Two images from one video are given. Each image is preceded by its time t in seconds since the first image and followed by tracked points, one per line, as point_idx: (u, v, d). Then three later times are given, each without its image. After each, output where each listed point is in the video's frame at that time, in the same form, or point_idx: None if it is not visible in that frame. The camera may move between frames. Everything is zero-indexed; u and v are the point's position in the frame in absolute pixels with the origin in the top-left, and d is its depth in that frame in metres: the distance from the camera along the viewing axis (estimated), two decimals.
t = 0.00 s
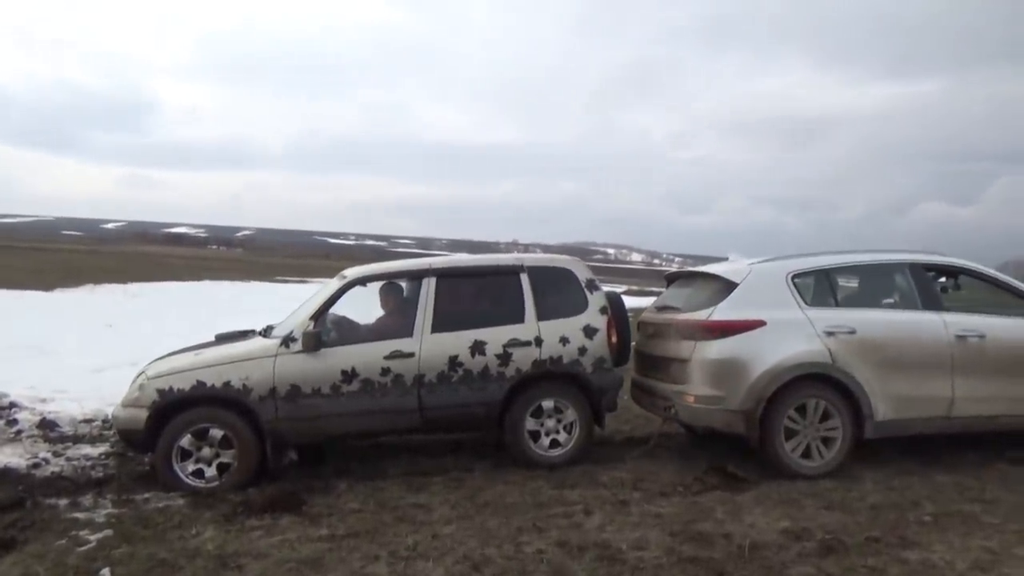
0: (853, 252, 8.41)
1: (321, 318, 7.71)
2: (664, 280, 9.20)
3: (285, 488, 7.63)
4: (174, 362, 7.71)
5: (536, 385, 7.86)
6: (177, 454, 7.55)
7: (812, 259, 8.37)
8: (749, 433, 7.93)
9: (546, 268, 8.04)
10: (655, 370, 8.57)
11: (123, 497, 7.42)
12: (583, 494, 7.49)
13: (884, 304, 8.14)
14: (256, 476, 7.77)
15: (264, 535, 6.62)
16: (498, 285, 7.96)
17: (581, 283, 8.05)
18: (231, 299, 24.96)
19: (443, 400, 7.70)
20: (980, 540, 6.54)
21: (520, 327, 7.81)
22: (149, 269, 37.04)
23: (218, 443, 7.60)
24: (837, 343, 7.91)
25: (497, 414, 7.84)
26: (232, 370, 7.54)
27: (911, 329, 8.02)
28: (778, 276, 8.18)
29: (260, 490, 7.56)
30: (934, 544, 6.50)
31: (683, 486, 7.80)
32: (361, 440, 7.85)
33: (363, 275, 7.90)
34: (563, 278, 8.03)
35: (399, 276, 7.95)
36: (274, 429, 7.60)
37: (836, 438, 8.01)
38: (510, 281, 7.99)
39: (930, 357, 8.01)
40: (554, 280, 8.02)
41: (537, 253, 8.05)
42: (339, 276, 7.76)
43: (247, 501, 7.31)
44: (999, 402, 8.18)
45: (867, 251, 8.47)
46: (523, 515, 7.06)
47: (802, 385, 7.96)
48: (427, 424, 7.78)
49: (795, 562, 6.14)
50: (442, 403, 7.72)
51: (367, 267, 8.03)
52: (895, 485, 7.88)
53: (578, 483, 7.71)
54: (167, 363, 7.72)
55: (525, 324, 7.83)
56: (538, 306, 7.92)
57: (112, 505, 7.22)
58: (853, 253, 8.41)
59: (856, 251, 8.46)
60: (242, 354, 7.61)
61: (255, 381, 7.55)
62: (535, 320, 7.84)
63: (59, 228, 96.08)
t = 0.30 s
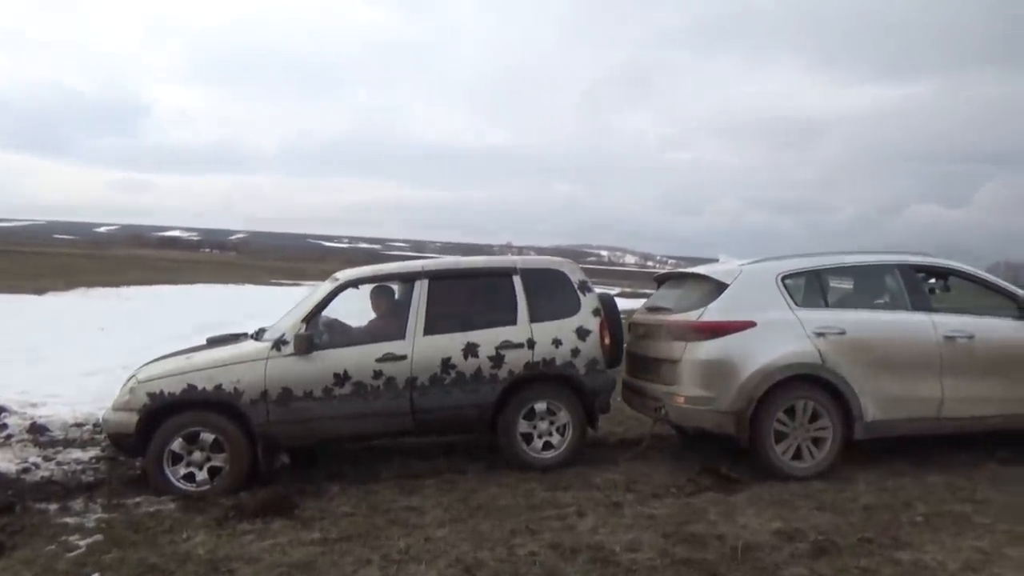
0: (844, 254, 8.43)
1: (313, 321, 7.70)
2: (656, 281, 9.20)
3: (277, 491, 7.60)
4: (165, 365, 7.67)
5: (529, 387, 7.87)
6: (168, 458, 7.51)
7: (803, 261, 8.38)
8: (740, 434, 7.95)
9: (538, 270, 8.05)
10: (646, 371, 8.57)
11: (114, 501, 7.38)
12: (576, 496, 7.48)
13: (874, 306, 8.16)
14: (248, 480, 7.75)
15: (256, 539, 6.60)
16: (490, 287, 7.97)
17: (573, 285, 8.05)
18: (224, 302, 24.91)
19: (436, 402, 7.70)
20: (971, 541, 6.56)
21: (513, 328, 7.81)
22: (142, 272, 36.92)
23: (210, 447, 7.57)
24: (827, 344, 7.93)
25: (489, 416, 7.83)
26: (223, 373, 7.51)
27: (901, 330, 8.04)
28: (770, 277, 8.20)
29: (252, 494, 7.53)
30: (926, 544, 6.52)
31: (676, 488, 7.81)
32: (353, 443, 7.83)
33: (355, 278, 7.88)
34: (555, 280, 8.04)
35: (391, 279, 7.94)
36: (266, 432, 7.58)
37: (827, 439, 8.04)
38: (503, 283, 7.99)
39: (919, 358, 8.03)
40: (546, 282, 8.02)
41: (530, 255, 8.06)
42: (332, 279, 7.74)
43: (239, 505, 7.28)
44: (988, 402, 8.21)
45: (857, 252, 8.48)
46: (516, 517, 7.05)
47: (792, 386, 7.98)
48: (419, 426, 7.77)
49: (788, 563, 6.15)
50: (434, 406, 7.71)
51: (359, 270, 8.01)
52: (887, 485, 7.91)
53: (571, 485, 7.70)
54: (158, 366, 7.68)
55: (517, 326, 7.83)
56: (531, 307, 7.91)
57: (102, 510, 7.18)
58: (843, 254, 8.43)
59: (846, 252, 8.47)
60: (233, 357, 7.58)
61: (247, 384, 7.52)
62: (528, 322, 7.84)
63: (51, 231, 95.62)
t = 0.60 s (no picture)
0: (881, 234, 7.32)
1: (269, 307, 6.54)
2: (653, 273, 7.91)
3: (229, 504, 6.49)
4: (97, 360, 6.60)
5: (522, 383, 6.73)
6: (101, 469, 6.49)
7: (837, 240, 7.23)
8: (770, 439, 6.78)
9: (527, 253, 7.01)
10: (649, 373, 7.20)
11: (32, 511, 6.17)
12: (582, 498, 6.30)
13: (921, 290, 7.06)
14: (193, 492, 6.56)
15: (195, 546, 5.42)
16: (473, 270, 6.91)
17: (569, 282, 6.94)
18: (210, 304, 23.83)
19: (414, 402, 6.57)
20: None
21: (501, 316, 6.74)
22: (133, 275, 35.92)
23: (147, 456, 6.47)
24: (872, 333, 6.77)
25: (476, 417, 6.71)
26: (161, 369, 6.31)
27: (957, 317, 6.93)
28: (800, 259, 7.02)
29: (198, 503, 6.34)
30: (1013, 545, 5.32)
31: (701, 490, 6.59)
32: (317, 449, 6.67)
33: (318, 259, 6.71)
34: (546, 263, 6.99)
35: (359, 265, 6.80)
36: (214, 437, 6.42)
37: (868, 442, 6.93)
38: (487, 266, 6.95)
39: (979, 348, 6.91)
40: (537, 265, 6.97)
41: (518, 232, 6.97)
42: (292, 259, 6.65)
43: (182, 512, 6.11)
44: None
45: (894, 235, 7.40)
46: (510, 517, 5.88)
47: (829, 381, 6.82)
48: (395, 429, 6.62)
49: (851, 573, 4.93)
50: (411, 406, 6.58)
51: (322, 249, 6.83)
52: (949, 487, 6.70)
53: (577, 490, 6.49)
54: (89, 362, 6.64)
55: (503, 320, 6.72)
56: (522, 292, 6.84)
57: (15, 519, 5.97)
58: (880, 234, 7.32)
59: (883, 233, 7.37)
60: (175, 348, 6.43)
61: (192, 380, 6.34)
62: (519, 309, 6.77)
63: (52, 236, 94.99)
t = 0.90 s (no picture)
0: (927, 217, 6.37)
1: (222, 309, 5.81)
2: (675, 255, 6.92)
3: (179, 531, 5.72)
4: (32, 368, 5.86)
5: (509, 394, 5.93)
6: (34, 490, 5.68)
7: (876, 225, 6.28)
8: (788, 457, 6.03)
9: (521, 237, 6.06)
10: (655, 374, 6.47)
11: None
12: (577, 537, 5.49)
13: (967, 286, 6.19)
14: (143, 517, 5.91)
15: None
16: (457, 261, 5.99)
17: (568, 262, 6.04)
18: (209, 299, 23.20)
19: (387, 415, 5.86)
20: None
21: (487, 317, 5.89)
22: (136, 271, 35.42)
23: (89, 475, 5.73)
24: (905, 337, 5.99)
25: (456, 433, 5.94)
26: (105, 379, 5.69)
27: (1004, 321, 6.11)
28: (833, 246, 6.11)
29: (145, 536, 5.68)
30: None
31: (712, 525, 5.81)
32: (278, 469, 5.95)
33: (278, 250, 5.90)
34: (543, 251, 6.05)
35: (325, 251, 5.92)
36: (163, 455, 5.77)
37: (903, 462, 6.10)
38: (473, 255, 6.01)
39: None
40: (531, 254, 6.04)
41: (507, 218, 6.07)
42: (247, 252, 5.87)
43: (126, 550, 5.44)
44: None
45: (944, 215, 6.42)
46: (492, 567, 5.08)
47: (857, 392, 6.03)
48: (364, 447, 5.90)
49: None
50: (383, 420, 5.86)
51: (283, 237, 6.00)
52: (990, 524, 5.92)
53: (571, 522, 5.72)
54: (24, 368, 5.88)
55: (492, 315, 5.89)
56: (511, 289, 5.97)
57: None
58: (926, 217, 6.37)
59: (929, 214, 6.41)
60: (118, 357, 5.75)
61: (139, 393, 5.71)
62: (507, 308, 5.92)
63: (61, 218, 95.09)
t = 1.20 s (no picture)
0: (972, 204, 5.58)
1: (163, 310, 5.05)
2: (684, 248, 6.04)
3: (112, 565, 4.92)
4: None
5: (493, 408, 5.16)
6: None
7: (914, 213, 5.48)
8: (815, 481, 5.23)
9: (507, 228, 5.27)
10: (659, 385, 5.64)
11: None
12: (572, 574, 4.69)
13: (1019, 284, 5.40)
14: (72, 549, 5.12)
15: None
16: (433, 255, 5.21)
17: (561, 255, 5.25)
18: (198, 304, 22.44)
19: (353, 432, 5.09)
20: None
21: (468, 320, 5.11)
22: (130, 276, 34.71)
23: (8, 500, 4.93)
24: (949, 343, 5.21)
25: (433, 453, 5.16)
26: (26, 390, 4.92)
27: None
28: (866, 238, 5.32)
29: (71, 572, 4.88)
30: None
31: (729, 560, 4.99)
32: (228, 494, 5.17)
33: (228, 242, 5.14)
34: (532, 244, 5.26)
35: (282, 243, 5.16)
36: (95, 478, 4.99)
37: (947, 486, 5.29)
38: (451, 248, 5.23)
39: None
40: (519, 247, 5.26)
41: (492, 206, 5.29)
42: (193, 245, 5.14)
43: None
44: None
45: (990, 202, 5.63)
46: None
47: (894, 406, 5.23)
48: (327, 469, 5.12)
49: None
50: (348, 438, 5.09)
51: (234, 227, 5.24)
52: None
53: (565, 556, 4.92)
54: None
55: (474, 317, 5.12)
56: (496, 287, 5.18)
57: None
58: (971, 204, 5.58)
59: (974, 202, 5.62)
60: (43, 364, 4.98)
61: (66, 406, 4.94)
62: (492, 309, 5.14)
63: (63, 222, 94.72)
